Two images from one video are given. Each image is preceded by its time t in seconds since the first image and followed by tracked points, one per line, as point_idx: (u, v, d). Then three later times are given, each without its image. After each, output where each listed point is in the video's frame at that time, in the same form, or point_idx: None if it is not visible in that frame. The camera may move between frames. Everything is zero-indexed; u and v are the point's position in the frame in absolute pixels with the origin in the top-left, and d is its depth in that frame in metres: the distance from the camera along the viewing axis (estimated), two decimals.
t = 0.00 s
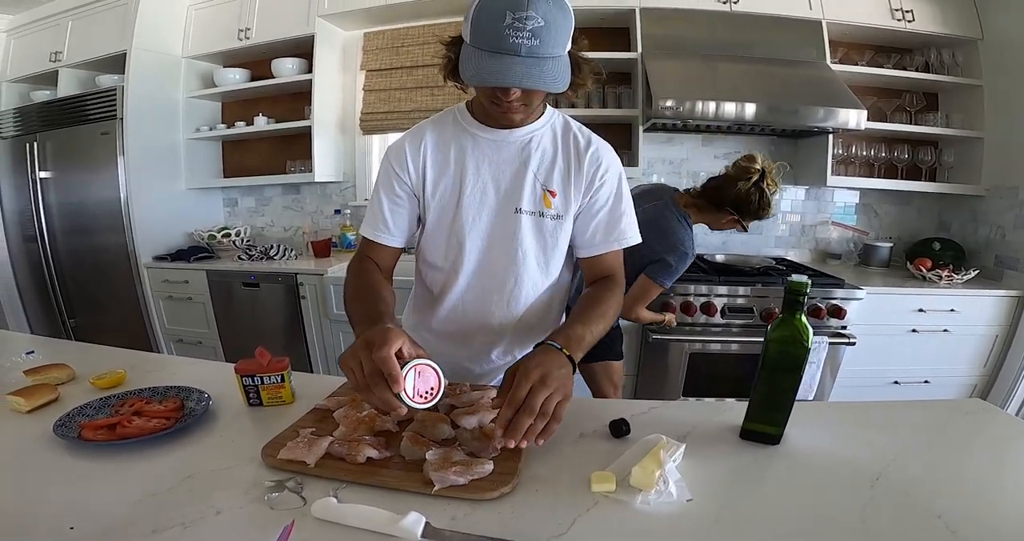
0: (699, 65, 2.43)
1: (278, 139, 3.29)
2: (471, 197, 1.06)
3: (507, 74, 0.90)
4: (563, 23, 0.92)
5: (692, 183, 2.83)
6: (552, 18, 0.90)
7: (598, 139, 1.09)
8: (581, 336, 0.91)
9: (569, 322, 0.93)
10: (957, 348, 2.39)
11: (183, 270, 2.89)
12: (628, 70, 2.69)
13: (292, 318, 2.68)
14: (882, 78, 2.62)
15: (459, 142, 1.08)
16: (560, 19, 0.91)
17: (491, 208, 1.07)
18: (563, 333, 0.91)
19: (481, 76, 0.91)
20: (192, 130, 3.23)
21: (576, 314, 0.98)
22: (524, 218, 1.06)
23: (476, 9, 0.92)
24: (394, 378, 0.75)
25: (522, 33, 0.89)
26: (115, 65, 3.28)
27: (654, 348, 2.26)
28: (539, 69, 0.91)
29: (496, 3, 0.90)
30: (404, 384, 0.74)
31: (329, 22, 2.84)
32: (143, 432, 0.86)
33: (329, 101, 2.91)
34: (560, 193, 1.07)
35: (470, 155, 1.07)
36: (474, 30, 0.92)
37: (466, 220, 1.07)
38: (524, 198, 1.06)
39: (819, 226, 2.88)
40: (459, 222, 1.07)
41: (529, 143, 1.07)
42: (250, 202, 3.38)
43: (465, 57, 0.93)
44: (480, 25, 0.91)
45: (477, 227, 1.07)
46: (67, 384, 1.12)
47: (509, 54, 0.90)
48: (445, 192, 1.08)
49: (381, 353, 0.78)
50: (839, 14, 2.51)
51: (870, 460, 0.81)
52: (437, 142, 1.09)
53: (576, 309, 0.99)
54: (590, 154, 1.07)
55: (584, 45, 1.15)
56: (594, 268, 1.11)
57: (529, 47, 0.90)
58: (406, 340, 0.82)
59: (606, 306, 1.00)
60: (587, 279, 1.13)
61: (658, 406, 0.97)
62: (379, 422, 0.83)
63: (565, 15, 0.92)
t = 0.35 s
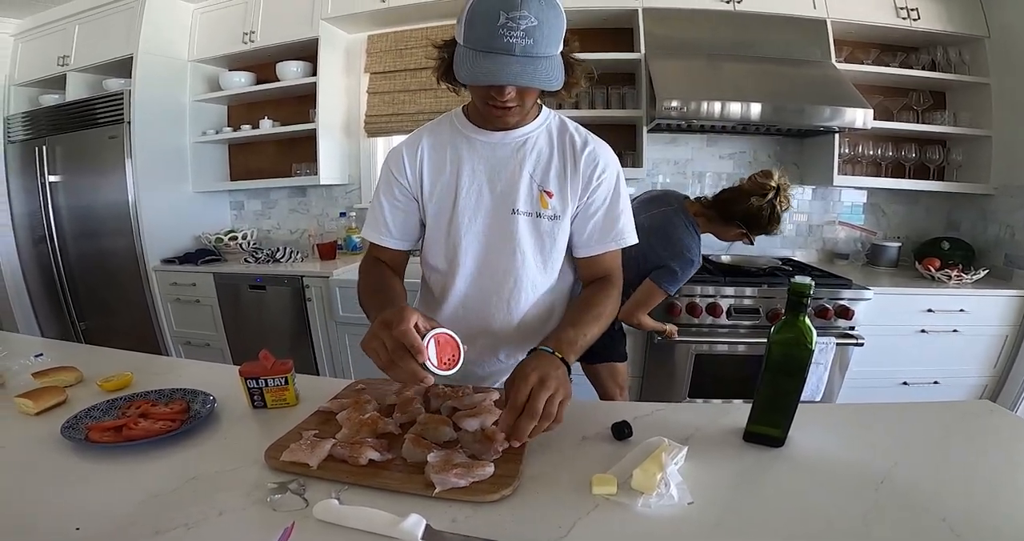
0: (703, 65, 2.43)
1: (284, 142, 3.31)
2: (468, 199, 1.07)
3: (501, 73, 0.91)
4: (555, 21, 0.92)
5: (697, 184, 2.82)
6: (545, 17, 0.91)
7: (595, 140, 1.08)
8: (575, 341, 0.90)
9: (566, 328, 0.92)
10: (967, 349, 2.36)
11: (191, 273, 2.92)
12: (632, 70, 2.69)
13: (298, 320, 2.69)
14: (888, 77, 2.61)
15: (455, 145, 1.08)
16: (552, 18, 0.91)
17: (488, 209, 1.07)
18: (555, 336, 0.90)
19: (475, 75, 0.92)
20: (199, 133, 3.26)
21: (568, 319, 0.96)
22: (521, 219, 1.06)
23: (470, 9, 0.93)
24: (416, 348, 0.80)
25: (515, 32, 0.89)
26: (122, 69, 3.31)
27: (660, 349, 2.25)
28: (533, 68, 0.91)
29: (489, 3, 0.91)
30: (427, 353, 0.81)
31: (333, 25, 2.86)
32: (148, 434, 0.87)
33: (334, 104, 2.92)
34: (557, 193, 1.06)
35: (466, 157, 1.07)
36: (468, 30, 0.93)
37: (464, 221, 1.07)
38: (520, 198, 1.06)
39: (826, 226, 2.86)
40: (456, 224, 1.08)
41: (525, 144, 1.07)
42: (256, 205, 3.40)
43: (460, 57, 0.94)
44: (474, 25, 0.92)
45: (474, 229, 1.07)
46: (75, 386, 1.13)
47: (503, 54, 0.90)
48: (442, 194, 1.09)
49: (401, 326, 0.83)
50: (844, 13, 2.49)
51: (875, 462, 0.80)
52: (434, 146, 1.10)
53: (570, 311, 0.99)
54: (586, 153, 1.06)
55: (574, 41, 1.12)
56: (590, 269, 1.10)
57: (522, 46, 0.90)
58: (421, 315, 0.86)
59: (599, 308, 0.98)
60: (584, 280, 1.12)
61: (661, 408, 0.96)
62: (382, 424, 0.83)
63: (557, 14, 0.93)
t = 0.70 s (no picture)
0: (710, 65, 2.41)
1: (291, 143, 3.32)
2: (472, 195, 1.06)
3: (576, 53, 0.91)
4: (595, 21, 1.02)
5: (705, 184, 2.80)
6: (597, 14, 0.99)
7: (586, 132, 1.10)
8: (553, 343, 0.88)
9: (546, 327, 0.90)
10: (980, 350, 2.33)
11: (199, 274, 2.93)
12: (638, 71, 2.67)
13: (305, 321, 2.70)
14: (897, 76, 2.57)
15: (455, 143, 1.07)
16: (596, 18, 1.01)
17: (493, 205, 1.07)
18: (532, 339, 0.87)
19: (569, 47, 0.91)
20: (207, 135, 3.28)
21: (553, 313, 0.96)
22: (526, 212, 1.05)
23: None
24: (398, 358, 0.81)
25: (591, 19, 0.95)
26: (131, 72, 3.34)
27: (667, 351, 2.23)
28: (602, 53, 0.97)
29: None
30: (411, 361, 0.81)
31: (339, 27, 2.86)
32: (152, 434, 0.86)
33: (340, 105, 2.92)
34: (559, 183, 1.06)
35: (467, 154, 1.06)
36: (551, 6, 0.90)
37: (470, 219, 1.06)
38: (524, 191, 1.05)
39: (836, 227, 2.83)
40: (463, 223, 1.07)
41: (523, 138, 1.07)
42: (263, 206, 3.42)
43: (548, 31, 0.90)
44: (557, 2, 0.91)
45: (481, 226, 1.07)
46: (80, 386, 1.13)
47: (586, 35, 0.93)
48: (445, 196, 1.07)
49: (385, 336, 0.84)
50: (851, 12, 2.47)
51: (889, 465, 0.78)
52: (431, 148, 1.09)
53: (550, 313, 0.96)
54: (580, 144, 1.08)
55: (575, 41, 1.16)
56: (580, 259, 1.08)
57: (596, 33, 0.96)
58: (407, 322, 0.88)
59: (581, 305, 0.97)
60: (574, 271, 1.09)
61: (669, 410, 0.95)
62: (385, 425, 0.82)
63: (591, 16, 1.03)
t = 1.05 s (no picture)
0: (706, 64, 2.40)
1: (285, 143, 3.31)
2: (456, 193, 1.06)
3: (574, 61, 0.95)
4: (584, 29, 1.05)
5: (700, 183, 2.79)
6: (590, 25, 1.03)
7: (563, 134, 1.14)
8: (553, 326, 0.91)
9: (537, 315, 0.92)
10: (975, 349, 2.33)
11: (192, 275, 2.91)
12: (633, 70, 2.67)
13: (299, 323, 2.68)
14: (892, 75, 2.57)
15: (437, 140, 1.07)
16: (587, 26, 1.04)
17: (476, 203, 1.07)
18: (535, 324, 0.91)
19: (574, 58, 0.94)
20: (200, 135, 3.26)
21: (542, 309, 0.98)
22: (510, 210, 1.06)
23: None
24: (374, 367, 0.80)
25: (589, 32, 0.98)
26: (124, 72, 3.32)
27: (663, 350, 2.23)
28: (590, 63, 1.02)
29: None
30: (387, 369, 0.80)
31: (333, 27, 2.85)
32: (137, 436, 0.85)
33: (334, 105, 2.91)
34: (540, 183, 1.09)
35: (451, 152, 1.06)
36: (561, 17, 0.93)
37: (453, 216, 1.06)
38: (507, 190, 1.07)
39: (831, 226, 2.83)
40: (446, 220, 1.06)
41: (505, 137, 1.09)
42: (258, 207, 3.40)
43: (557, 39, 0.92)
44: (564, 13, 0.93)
45: (464, 224, 1.07)
46: (67, 389, 1.12)
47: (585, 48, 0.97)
48: (426, 194, 1.07)
49: (360, 345, 0.83)
50: (846, 11, 2.47)
51: (882, 467, 0.78)
52: (411, 146, 1.08)
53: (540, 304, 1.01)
54: (558, 146, 1.12)
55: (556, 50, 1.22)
56: (556, 256, 1.14)
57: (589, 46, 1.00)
58: (379, 326, 0.86)
59: (568, 298, 1.02)
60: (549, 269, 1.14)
61: (661, 412, 0.94)
62: (373, 428, 0.81)
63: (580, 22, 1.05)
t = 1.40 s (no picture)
0: (704, 67, 2.42)
1: (285, 145, 3.32)
2: (440, 195, 1.09)
3: (532, 72, 0.92)
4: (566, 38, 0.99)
5: (698, 185, 2.81)
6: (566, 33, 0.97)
7: (552, 143, 1.17)
8: (550, 338, 0.96)
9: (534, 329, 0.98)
10: (971, 350, 2.35)
11: (192, 277, 2.92)
12: (632, 72, 2.68)
13: (299, 324, 2.69)
14: (888, 77, 2.60)
15: (426, 143, 1.10)
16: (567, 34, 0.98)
17: (460, 205, 1.10)
18: (531, 337, 0.96)
19: (510, 65, 0.91)
20: (200, 137, 3.27)
21: (546, 318, 1.03)
22: (492, 213, 1.10)
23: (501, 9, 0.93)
24: (384, 362, 0.81)
25: (548, 39, 0.93)
26: (123, 73, 3.32)
27: (662, 351, 2.25)
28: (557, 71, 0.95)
29: (523, 9, 0.93)
30: (397, 364, 0.81)
31: (333, 29, 2.86)
32: (145, 437, 0.86)
33: (334, 107, 2.92)
34: (524, 189, 1.12)
35: (438, 154, 1.10)
36: (502, 26, 0.92)
37: (436, 217, 1.09)
38: (490, 194, 1.10)
39: (828, 228, 2.86)
40: (429, 220, 1.09)
41: (492, 143, 1.12)
42: (257, 209, 3.40)
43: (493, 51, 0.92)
44: (510, 24, 0.91)
45: (447, 225, 1.10)
46: (73, 390, 1.13)
47: (537, 55, 0.92)
48: (413, 195, 1.10)
49: (370, 342, 0.83)
50: (842, 15, 2.49)
51: (878, 465, 0.79)
52: (401, 147, 1.11)
53: (542, 312, 1.06)
54: (547, 154, 1.14)
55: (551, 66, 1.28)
56: (558, 261, 1.19)
57: (552, 53, 0.94)
58: (385, 325, 0.88)
59: (573, 301, 1.07)
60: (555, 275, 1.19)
61: (661, 412, 0.95)
62: (379, 428, 0.83)
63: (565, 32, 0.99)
